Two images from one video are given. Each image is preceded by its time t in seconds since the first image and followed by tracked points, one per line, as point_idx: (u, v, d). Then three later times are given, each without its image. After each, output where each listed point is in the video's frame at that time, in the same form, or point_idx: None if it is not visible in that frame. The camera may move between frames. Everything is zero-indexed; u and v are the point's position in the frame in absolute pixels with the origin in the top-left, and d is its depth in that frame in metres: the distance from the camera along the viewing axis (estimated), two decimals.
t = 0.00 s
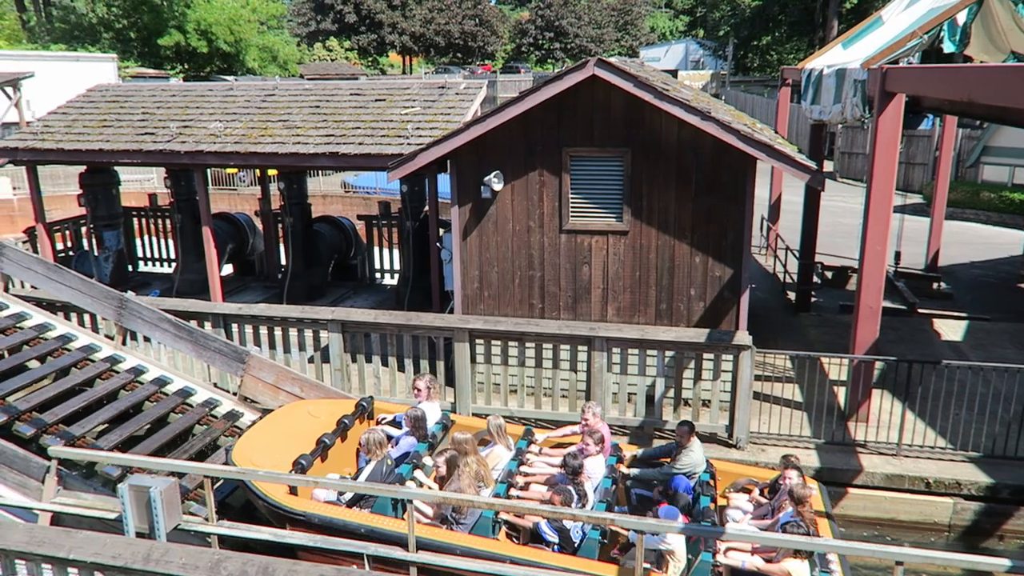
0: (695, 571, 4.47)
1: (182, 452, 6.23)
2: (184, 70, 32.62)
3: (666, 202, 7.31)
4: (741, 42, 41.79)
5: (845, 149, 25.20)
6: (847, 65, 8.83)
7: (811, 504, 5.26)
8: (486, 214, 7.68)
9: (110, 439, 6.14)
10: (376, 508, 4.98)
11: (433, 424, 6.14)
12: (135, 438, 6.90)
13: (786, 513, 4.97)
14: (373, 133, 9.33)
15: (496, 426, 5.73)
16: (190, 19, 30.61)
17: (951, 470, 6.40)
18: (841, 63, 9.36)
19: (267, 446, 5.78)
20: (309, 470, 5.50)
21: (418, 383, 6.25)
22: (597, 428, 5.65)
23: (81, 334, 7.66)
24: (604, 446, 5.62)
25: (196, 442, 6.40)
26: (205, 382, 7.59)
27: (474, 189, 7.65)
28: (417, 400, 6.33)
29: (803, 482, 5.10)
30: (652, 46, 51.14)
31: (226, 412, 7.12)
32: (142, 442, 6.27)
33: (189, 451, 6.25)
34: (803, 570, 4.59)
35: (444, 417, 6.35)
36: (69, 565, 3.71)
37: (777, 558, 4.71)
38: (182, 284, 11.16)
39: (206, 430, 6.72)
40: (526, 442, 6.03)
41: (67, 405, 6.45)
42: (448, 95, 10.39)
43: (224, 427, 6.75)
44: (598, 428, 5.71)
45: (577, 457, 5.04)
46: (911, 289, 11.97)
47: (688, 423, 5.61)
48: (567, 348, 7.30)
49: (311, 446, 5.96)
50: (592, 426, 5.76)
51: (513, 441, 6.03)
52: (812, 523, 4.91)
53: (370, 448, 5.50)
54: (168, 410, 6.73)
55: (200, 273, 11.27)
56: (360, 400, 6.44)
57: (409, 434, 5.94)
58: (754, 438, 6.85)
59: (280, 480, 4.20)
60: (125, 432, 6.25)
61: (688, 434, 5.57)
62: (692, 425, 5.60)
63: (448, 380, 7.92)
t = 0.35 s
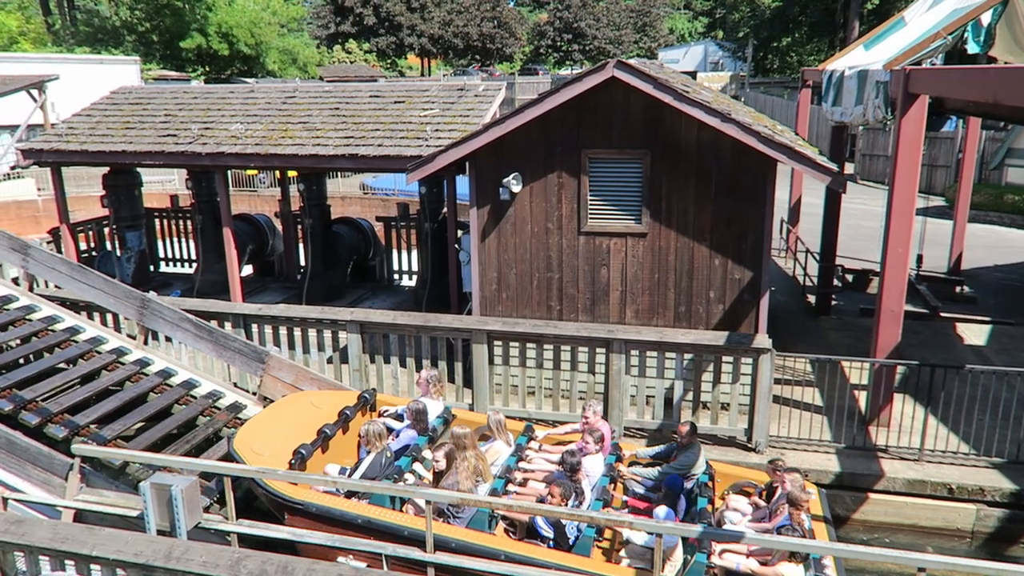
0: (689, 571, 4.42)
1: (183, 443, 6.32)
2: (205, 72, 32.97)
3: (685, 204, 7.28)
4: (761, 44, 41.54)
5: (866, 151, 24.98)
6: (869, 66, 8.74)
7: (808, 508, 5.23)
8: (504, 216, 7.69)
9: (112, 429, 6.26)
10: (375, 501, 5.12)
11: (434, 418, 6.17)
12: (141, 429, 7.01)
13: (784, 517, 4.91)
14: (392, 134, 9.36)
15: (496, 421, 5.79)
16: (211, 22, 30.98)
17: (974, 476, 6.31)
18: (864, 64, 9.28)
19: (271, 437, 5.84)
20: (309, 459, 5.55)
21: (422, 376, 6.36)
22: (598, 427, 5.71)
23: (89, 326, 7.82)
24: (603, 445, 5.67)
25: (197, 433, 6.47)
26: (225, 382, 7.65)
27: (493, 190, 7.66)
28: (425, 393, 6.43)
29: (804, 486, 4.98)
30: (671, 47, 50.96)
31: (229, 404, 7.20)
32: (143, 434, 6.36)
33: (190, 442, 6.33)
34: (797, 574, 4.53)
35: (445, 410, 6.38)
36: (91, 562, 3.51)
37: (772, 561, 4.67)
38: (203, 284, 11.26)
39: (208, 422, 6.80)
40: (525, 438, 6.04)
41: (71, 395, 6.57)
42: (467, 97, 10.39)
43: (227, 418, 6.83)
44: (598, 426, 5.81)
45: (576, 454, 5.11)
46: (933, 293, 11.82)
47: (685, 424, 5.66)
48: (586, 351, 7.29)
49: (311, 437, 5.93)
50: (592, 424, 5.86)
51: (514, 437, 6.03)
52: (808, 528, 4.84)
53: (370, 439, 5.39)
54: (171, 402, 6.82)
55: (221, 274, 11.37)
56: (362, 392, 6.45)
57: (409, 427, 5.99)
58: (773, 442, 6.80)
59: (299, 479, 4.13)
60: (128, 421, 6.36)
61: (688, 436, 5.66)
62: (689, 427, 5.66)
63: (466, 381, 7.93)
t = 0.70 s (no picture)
0: None
1: (184, 434, 6.46)
2: (226, 75, 33.31)
3: (704, 209, 7.25)
4: (781, 48, 41.29)
5: (887, 156, 24.76)
6: (891, 71, 8.67)
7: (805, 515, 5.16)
8: (522, 220, 7.69)
9: (116, 418, 6.40)
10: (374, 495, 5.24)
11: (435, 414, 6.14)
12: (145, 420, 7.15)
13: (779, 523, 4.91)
14: (411, 138, 9.40)
15: (495, 419, 5.80)
16: (232, 25, 31.30)
17: (995, 486, 6.24)
18: (886, 68, 9.20)
19: (272, 425, 5.95)
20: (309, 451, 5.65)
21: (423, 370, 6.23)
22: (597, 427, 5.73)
23: (94, 319, 7.99)
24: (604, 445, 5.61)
25: (199, 425, 6.62)
26: (243, 383, 7.69)
27: (511, 194, 7.67)
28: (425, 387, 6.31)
29: (801, 492, 4.96)
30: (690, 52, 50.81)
31: (232, 396, 7.33)
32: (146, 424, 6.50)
33: (191, 433, 6.46)
34: None
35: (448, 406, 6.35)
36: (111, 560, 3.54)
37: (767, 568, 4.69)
38: (222, 285, 11.36)
39: (211, 414, 6.93)
40: (525, 437, 6.03)
41: (77, 385, 6.72)
42: (486, 101, 10.40)
43: (229, 411, 6.96)
44: (597, 427, 5.74)
45: (571, 454, 5.14)
46: (955, 300, 11.69)
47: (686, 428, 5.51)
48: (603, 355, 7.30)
49: (312, 427, 6.03)
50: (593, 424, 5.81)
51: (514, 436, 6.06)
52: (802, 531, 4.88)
53: (366, 433, 5.58)
54: (173, 394, 6.95)
55: (240, 275, 11.45)
56: (365, 386, 6.52)
57: (411, 422, 5.99)
58: (791, 449, 6.74)
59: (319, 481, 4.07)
60: (131, 412, 6.50)
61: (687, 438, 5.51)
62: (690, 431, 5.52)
63: (482, 384, 7.94)
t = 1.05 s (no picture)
0: None
1: (184, 426, 6.53)
2: (242, 78, 33.57)
3: (720, 211, 7.22)
4: (797, 50, 41.09)
5: (904, 159, 24.56)
6: (909, 73, 8.61)
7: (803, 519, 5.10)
8: (537, 222, 7.69)
9: (117, 411, 6.48)
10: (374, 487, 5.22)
11: (438, 409, 6.11)
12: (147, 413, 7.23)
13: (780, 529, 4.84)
14: (426, 140, 9.42)
15: (496, 415, 5.86)
16: (249, 29, 31.54)
17: (1016, 493, 6.16)
18: (904, 70, 9.12)
19: (273, 417, 5.89)
20: (311, 443, 5.62)
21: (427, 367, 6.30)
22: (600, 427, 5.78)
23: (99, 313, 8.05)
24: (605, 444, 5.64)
25: (199, 417, 6.68)
26: (258, 383, 7.72)
27: (526, 197, 7.67)
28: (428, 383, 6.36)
29: (801, 497, 4.90)
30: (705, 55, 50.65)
31: (232, 389, 7.40)
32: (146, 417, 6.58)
33: (190, 425, 6.53)
34: None
35: (449, 402, 6.32)
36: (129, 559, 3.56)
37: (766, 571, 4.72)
38: (238, 287, 11.43)
39: (211, 406, 7.00)
40: (526, 434, 5.98)
41: (79, 378, 6.82)
42: (501, 103, 10.40)
43: (229, 404, 7.02)
44: (601, 427, 5.82)
45: (575, 451, 5.17)
46: (974, 304, 11.58)
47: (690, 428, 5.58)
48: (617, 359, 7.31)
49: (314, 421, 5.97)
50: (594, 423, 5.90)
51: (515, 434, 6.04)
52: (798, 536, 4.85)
53: (369, 425, 5.46)
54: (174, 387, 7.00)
55: (256, 276, 11.52)
56: (368, 380, 6.49)
57: (414, 417, 5.96)
58: (808, 454, 6.69)
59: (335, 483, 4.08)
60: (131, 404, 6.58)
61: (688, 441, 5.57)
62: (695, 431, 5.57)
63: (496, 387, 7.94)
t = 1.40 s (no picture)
0: None
1: (183, 418, 6.63)
2: (260, 80, 33.78)
3: (736, 216, 7.19)
4: (814, 54, 40.87)
5: (922, 164, 24.36)
6: (929, 77, 8.55)
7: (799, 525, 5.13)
8: (552, 226, 7.68)
9: (117, 401, 6.57)
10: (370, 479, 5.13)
11: (438, 404, 6.11)
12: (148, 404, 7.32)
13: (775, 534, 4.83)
14: (442, 143, 9.44)
15: (495, 413, 5.89)
16: (267, 31, 31.74)
17: None
18: (923, 75, 9.05)
19: (274, 408, 5.93)
20: (310, 434, 5.62)
21: (429, 362, 6.33)
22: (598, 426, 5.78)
23: (104, 307, 8.09)
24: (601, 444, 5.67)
25: (198, 409, 6.78)
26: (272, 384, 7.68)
27: (542, 200, 7.67)
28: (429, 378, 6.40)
29: (793, 501, 4.85)
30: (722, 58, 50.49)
31: (232, 382, 7.49)
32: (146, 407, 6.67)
33: (189, 417, 6.62)
34: None
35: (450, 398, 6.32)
36: (145, 557, 3.57)
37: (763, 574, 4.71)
38: (254, 287, 11.49)
39: (210, 399, 7.09)
40: (525, 432, 6.03)
41: (81, 368, 6.91)
42: (516, 106, 10.40)
43: (229, 396, 7.11)
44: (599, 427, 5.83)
45: (571, 449, 5.21)
46: (993, 311, 11.46)
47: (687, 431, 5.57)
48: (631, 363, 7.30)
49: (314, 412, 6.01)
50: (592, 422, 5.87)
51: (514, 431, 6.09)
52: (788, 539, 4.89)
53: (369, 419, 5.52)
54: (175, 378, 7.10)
55: (272, 277, 11.58)
56: (369, 373, 6.50)
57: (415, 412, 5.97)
58: (823, 460, 6.64)
59: (349, 484, 4.07)
60: (132, 395, 6.66)
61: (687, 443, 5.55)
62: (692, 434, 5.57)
63: (510, 389, 7.93)
